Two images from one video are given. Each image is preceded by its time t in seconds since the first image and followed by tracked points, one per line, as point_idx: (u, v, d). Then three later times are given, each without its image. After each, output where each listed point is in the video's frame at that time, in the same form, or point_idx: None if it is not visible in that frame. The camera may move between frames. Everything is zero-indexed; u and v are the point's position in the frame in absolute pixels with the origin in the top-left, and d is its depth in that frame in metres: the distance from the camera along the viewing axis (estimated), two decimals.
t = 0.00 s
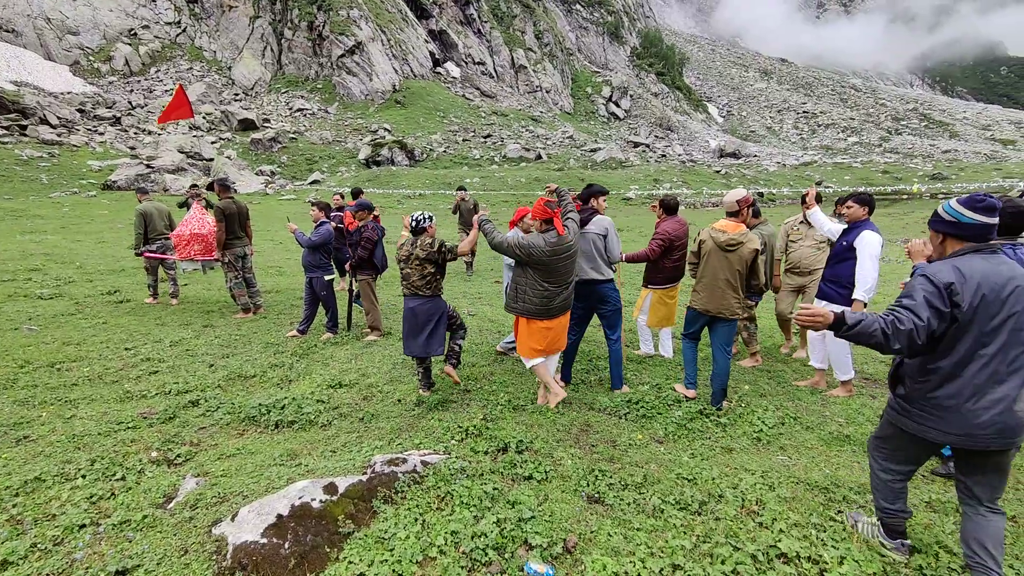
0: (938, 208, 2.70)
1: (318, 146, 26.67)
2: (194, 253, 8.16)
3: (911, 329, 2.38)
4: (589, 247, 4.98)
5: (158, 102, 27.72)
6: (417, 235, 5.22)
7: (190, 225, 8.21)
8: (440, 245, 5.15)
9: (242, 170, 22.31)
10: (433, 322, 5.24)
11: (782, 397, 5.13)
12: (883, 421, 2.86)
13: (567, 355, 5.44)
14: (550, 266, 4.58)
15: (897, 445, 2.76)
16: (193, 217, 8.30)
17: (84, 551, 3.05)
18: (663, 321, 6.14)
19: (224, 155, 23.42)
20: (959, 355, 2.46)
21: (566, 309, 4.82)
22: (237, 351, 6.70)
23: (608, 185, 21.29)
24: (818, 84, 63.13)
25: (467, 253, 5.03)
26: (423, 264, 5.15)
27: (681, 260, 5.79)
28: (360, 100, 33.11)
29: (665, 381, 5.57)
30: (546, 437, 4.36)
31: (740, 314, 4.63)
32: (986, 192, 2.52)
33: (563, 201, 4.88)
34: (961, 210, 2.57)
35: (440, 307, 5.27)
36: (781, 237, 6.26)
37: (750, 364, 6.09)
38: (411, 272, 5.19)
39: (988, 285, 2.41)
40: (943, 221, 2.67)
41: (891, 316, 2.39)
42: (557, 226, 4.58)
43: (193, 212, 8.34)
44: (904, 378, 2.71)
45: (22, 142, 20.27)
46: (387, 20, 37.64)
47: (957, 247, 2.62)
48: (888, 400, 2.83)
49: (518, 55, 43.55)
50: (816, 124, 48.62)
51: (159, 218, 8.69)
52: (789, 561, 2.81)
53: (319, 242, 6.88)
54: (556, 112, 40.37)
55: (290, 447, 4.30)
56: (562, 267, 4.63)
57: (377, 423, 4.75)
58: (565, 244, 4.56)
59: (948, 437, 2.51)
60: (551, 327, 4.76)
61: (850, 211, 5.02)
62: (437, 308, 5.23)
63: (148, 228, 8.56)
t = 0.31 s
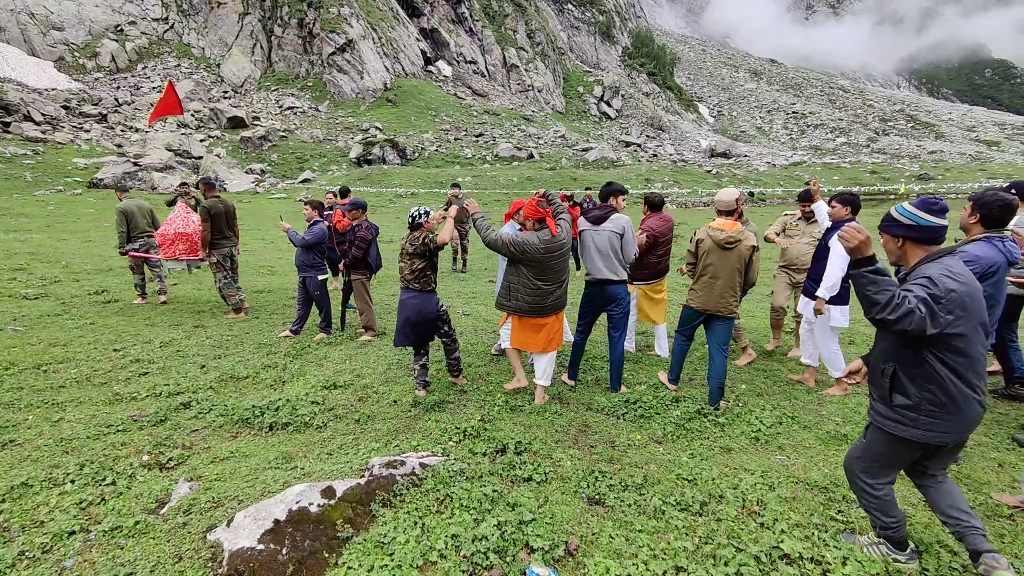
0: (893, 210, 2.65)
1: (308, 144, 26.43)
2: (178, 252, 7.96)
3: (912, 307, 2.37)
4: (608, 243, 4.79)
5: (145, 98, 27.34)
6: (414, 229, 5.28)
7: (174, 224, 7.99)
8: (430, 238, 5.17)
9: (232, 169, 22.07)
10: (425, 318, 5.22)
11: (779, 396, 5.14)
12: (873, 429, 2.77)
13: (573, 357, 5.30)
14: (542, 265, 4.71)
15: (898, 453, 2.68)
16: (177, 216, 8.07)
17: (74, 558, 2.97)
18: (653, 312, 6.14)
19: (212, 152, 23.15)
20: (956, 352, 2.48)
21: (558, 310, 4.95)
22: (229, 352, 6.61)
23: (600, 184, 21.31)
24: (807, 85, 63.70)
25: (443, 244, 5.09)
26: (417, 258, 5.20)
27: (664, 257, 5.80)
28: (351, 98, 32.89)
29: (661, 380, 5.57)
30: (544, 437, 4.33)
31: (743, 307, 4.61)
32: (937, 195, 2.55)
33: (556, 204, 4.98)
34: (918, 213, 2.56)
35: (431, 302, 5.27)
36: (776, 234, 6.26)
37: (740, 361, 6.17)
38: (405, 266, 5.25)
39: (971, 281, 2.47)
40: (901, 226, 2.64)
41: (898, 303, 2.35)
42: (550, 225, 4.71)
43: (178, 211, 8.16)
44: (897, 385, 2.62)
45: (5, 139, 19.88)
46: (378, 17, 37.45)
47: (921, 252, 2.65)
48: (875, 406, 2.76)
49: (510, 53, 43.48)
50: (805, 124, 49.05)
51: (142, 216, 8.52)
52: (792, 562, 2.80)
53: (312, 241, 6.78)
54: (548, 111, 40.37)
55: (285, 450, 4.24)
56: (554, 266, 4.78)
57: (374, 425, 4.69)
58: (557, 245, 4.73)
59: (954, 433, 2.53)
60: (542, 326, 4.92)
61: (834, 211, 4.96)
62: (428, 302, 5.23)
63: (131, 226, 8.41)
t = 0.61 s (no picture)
0: (861, 201, 2.76)
1: (286, 142, 25.92)
2: (148, 254, 7.78)
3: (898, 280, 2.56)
4: (605, 244, 4.77)
5: (114, 95, 26.46)
6: (407, 229, 5.20)
7: (144, 224, 7.84)
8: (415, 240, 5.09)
9: (206, 168, 21.52)
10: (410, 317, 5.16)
11: (771, 392, 5.18)
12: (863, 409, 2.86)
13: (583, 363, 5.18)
14: (527, 261, 4.68)
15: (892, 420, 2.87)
16: (148, 216, 7.93)
17: None
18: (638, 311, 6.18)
19: (186, 150, 22.53)
20: (927, 319, 2.74)
21: (545, 308, 4.90)
22: (211, 355, 6.41)
23: (582, 182, 21.34)
24: (781, 85, 64.89)
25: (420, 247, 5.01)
26: (404, 258, 5.11)
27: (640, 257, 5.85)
28: (329, 96, 32.36)
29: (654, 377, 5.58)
30: (541, 438, 4.28)
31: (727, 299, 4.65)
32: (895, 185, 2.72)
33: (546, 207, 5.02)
34: (883, 203, 2.70)
35: (415, 303, 5.20)
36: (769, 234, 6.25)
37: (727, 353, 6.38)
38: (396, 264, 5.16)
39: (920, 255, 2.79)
40: (867, 216, 2.76)
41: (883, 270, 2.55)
42: (536, 223, 4.69)
43: (147, 211, 7.96)
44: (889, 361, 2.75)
45: None
46: (355, 14, 36.93)
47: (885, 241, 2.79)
48: (862, 386, 2.85)
49: (490, 51, 43.32)
50: (780, 123, 49.97)
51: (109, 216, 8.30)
52: (797, 558, 2.81)
53: (297, 241, 6.61)
54: (528, 110, 40.33)
55: (274, 456, 4.10)
56: (539, 265, 4.74)
57: (366, 429, 4.58)
58: (543, 242, 4.70)
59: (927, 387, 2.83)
60: (530, 325, 4.86)
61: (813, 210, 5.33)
62: (413, 302, 5.17)
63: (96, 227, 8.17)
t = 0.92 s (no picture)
0: (816, 196, 2.72)
1: (254, 139, 25.20)
2: (107, 254, 7.36)
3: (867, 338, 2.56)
4: (587, 243, 4.72)
5: (68, 88, 25.25)
6: (390, 233, 5.13)
7: (102, 223, 7.45)
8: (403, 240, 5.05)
9: (170, 165, 20.76)
10: (394, 318, 5.16)
11: (755, 387, 5.26)
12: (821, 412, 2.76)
13: (569, 367, 4.94)
14: (498, 259, 4.72)
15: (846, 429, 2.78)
16: (106, 215, 7.52)
17: None
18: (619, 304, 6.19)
19: (147, 147, 21.67)
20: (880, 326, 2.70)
21: (520, 307, 4.91)
22: (185, 361, 6.17)
23: (557, 180, 21.40)
24: (749, 84, 66.38)
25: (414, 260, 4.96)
26: (390, 264, 5.03)
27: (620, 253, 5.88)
28: (298, 91, 31.61)
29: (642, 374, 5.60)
30: (534, 439, 4.24)
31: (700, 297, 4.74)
32: (846, 184, 2.73)
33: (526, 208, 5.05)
34: (836, 200, 2.69)
35: (403, 306, 5.17)
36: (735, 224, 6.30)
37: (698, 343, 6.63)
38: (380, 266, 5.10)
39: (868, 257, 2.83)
40: (820, 212, 2.73)
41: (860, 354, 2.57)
42: (511, 221, 4.75)
43: (106, 209, 7.57)
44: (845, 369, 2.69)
45: None
46: (324, 8, 36.21)
47: (836, 238, 2.76)
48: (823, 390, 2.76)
49: (463, 48, 43.05)
50: (748, 121, 51.14)
51: (63, 215, 7.88)
52: (794, 552, 2.86)
53: (275, 242, 6.40)
54: (502, 107, 40.25)
55: (258, 465, 3.96)
56: (512, 264, 4.76)
57: (353, 434, 4.47)
58: (516, 241, 4.74)
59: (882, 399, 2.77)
60: (504, 322, 4.87)
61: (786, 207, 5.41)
62: (399, 306, 5.14)
63: (50, 226, 7.74)
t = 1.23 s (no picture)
0: (769, 197, 2.77)
1: (227, 134, 24.58)
2: (67, 250, 7.12)
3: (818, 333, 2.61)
4: (563, 240, 4.66)
5: (29, 79, 24.23)
6: (365, 222, 5.13)
7: (62, 219, 7.19)
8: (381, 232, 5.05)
9: (138, 161, 20.12)
10: (378, 310, 5.22)
11: (736, 384, 5.32)
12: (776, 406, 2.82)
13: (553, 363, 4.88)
14: (473, 253, 4.74)
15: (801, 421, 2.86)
16: (67, 211, 7.29)
17: None
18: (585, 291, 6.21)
19: (114, 142, 20.95)
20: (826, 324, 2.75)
21: (499, 300, 4.93)
22: (158, 362, 5.98)
23: (537, 178, 21.42)
24: (725, 85, 67.50)
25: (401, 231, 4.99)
26: (375, 252, 5.07)
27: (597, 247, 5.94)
28: (273, 86, 30.96)
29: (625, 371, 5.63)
30: (519, 438, 4.23)
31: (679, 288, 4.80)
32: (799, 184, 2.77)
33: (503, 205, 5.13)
34: (787, 200, 2.73)
35: (387, 295, 5.25)
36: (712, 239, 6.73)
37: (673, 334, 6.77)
38: (360, 259, 5.16)
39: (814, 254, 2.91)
40: (773, 211, 2.78)
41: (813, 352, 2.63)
42: (485, 216, 4.76)
43: (67, 204, 7.32)
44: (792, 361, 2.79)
45: None
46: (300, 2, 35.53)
47: (786, 236, 2.82)
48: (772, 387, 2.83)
49: (442, 45, 42.72)
50: (724, 122, 52.00)
51: (22, 212, 7.57)
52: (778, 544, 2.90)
53: (252, 240, 6.26)
54: (481, 104, 40.10)
55: (236, 469, 3.86)
56: (486, 257, 4.77)
57: (335, 435, 4.39)
58: (492, 235, 4.77)
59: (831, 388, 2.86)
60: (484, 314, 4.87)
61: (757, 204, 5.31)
62: (383, 297, 5.19)
63: (9, 224, 7.43)
